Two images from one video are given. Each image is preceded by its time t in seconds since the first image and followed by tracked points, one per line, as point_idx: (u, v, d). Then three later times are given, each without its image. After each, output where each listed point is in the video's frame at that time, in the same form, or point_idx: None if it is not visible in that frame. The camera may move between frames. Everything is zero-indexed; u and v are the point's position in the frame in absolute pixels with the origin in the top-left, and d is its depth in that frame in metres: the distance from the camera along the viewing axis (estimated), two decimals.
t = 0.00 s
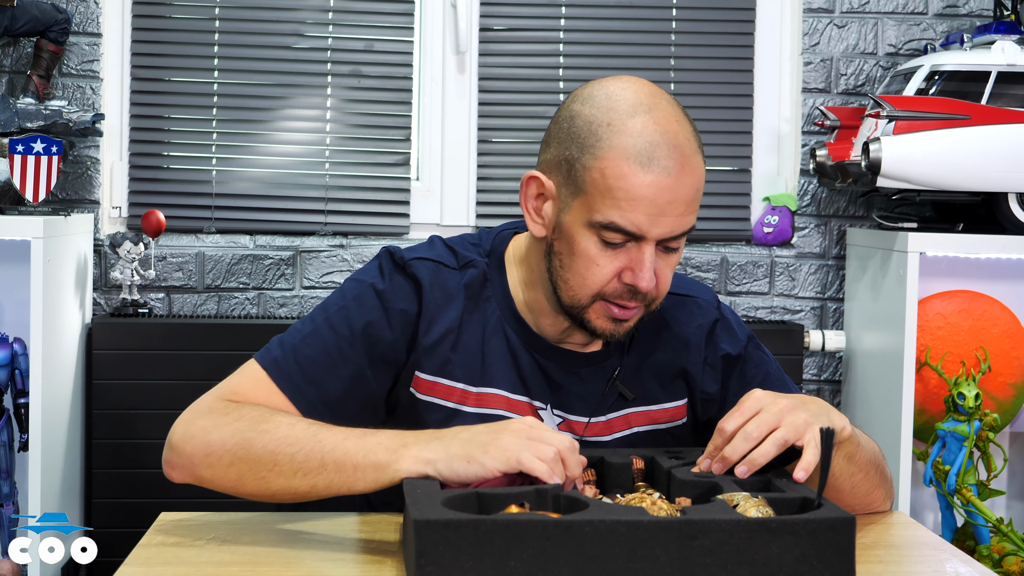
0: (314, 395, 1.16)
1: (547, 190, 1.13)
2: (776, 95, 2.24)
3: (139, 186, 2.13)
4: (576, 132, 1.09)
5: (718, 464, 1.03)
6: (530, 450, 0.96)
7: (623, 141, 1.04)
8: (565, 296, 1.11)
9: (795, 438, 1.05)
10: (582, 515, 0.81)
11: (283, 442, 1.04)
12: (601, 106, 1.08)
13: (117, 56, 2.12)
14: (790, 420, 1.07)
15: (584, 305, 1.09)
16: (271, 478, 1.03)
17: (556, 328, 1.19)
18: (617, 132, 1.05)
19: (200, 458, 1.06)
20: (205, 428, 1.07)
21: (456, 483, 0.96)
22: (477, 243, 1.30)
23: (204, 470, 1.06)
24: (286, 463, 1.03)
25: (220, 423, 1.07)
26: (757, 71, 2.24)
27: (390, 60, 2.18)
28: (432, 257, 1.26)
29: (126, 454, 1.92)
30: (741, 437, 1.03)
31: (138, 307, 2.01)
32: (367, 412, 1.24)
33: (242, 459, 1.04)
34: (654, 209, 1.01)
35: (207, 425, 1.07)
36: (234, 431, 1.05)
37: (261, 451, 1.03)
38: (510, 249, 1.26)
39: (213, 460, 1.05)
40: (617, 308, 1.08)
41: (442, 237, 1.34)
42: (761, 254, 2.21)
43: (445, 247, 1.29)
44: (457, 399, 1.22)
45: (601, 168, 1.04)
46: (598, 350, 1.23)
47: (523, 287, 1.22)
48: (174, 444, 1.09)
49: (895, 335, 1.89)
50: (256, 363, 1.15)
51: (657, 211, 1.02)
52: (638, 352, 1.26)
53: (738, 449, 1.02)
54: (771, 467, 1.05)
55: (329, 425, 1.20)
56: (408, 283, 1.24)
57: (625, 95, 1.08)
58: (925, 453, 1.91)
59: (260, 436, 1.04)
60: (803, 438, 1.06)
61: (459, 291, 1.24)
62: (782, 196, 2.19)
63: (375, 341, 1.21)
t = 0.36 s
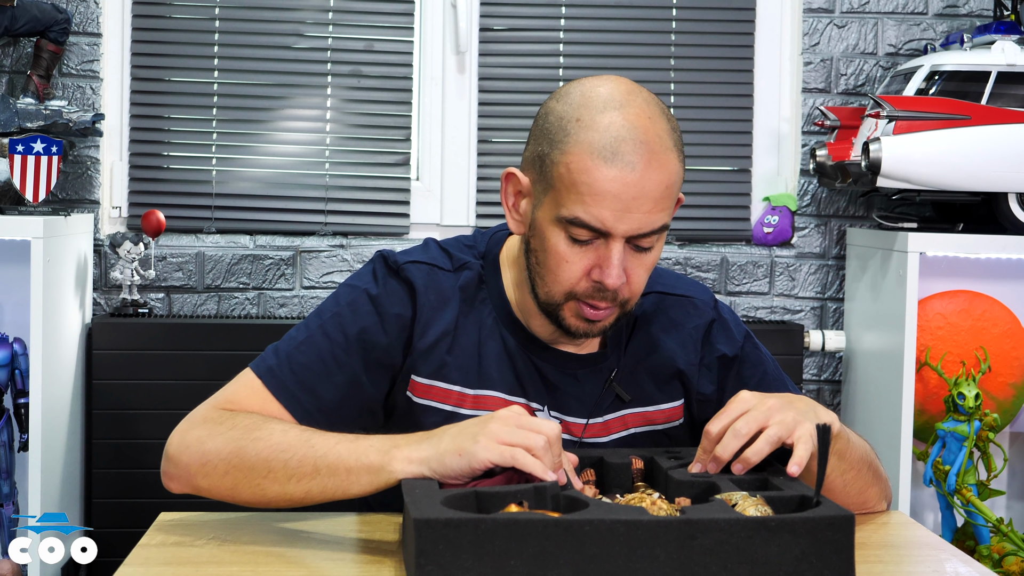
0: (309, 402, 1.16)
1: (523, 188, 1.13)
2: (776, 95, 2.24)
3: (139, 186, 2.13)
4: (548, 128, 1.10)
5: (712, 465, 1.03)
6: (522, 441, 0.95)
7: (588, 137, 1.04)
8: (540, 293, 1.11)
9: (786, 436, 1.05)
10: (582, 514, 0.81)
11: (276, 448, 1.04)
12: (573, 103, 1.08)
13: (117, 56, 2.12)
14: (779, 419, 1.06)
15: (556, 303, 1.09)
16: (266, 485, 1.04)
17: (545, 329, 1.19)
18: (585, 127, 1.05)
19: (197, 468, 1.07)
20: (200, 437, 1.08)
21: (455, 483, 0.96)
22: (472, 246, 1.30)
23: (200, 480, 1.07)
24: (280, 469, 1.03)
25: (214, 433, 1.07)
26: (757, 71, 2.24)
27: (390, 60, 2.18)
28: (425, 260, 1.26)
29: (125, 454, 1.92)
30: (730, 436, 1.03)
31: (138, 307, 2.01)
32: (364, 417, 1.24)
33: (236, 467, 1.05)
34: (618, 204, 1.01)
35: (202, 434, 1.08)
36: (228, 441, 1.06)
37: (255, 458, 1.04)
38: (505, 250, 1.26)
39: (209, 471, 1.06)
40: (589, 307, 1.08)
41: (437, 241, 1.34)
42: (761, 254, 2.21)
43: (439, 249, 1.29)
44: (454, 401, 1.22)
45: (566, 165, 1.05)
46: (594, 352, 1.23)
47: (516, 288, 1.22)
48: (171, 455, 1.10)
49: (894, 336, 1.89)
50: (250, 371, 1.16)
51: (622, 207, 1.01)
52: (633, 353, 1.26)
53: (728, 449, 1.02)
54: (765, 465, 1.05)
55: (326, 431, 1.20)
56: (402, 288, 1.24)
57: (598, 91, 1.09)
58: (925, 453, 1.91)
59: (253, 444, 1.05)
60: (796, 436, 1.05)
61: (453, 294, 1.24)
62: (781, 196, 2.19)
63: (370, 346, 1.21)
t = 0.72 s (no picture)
0: (310, 400, 1.17)
1: (543, 198, 1.13)
2: (776, 95, 2.24)
3: (139, 186, 2.13)
4: (566, 135, 1.10)
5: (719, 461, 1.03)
6: (524, 444, 0.95)
7: (616, 139, 1.05)
8: (571, 300, 1.10)
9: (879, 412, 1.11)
10: (583, 515, 0.81)
11: (277, 447, 1.04)
12: (588, 107, 1.09)
13: (117, 56, 2.12)
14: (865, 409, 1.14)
15: (593, 307, 1.08)
16: (266, 483, 1.04)
17: (554, 332, 1.20)
18: (608, 130, 1.06)
19: (197, 464, 1.07)
20: (201, 434, 1.08)
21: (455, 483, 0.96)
22: (474, 244, 1.29)
23: (199, 477, 1.07)
24: (281, 468, 1.03)
25: (214, 430, 1.07)
26: (757, 71, 2.24)
27: (390, 60, 2.18)
28: (427, 259, 1.26)
29: (125, 454, 1.92)
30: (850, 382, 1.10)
31: (138, 307, 2.01)
32: (364, 416, 1.24)
33: (237, 465, 1.05)
34: (654, 203, 1.02)
35: (202, 431, 1.08)
36: (229, 438, 1.06)
37: (255, 457, 1.04)
38: (507, 249, 1.26)
39: (209, 468, 1.06)
40: (627, 307, 1.07)
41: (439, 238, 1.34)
42: (761, 254, 2.21)
43: (441, 247, 1.29)
44: (455, 400, 1.22)
45: (597, 167, 1.05)
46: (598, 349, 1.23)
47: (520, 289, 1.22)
48: (171, 451, 1.10)
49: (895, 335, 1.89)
50: (251, 369, 1.16)
51: (658, 205, 1.02)
52: (636, 352, 1.26)
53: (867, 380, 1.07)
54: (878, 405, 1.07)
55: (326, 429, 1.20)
56: (405, 286, 1.24)
57: (610, 93, 1.09)
58: (924, 453, 1.91)
59: (254, 441, 1.05)
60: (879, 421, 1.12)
61: (455, 293, 1.24)
62: (782, 196, 2.19)
63: (371, 345, 1.21)
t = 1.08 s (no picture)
0: (311, 398, 1.17)
1: (569, 207, 1.13)
2: (776, 95, 2.24)
3: (139, 186, 2.13)
4: (592, 144, 1.10)
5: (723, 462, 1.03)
6: (523, 444, 0.95)
7: (650, 147, 1.06)
8: (604, 305, 1.13)
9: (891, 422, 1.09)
10: (582, 515, 0.81)
11: (277, 445, 1.04)
12: (612, 116, 1.09)
13: (117, 56, 2.12)
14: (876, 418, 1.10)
15: (629, 310, 1.11)
16: (266, 481, 1.04)
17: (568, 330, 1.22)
18: (639, 138, 1.07)
19: (197, 462, 1.07)
20: (201, 431, 1.08)
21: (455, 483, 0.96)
22: (476, 244, 1.29)
23: (199, 474, 1.07)
24: (281, 466, 1.03)
25: (215, 428, 1.07)
26: (757, 71, 2.24)
27: (390, 60, 2.18)
28: (429, 258, 1.26)
29: (126, 454, 1.92)
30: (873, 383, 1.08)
31: (138, 307, 2.01)
32: (365, 414, 1.24)
33: (237, 463, 1.05)
34: (691, 208, 1.04)
35: (203, 429, 1.08)
36: (230, 436, 1.06)
37: (256, 455, 1.04)
38: (509, 249, 1.27)
39: (209, 465, 1.06)
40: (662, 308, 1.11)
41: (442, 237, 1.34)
42: (761, 254, 2.21)
43: (443, 247, 1.29)
44: (455, 399, 1.22)
45: (633, 177, 1.06)
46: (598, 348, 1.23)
47: (525, 287, 1.23)
48: (171, 448, 1.10)
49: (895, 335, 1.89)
50: (252, 366, 1.16)
51: (695, 210, 1.04)
52: (637, 349, 1.25)
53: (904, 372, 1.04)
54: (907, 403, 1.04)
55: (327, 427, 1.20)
56: (407, 284, 1.24)
57: (633, 99, 1.10)
58: (924, 452, 1.91)
59: (255, 439, 1.05)
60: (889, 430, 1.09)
61: (457, 292, 1.24)
62: (782, 196, 2.19)
63: (373, 343, 1.21)
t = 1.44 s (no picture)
0: (312, 397, 1.17)
1: (582, 205, 1.13)
2: (776, 95, 2.24)
3: (139, 186, 2.12)
4: (609, 144, 1.10)
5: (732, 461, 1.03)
6: (524, 445, 0.95)
7: (668, 149, 1.06)
8: (612, 304, 1.13)
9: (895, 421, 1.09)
10: (582, 515, 0.81)
11: (278, 444, 1.04)
12: (631, 116, 1.09)
13: (117, 57, 2.12)
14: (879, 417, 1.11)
15: (637, 310, 1.12)
16: (267, 480, 1.04)
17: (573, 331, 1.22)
18: (658, 139, 1.07)
19: (198, 461, 1.07)
20: (202, 430, 1.08)
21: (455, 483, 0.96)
22: (478, 244, 1.29)
23: (200, 473, 1.07)
24: (282, 466, 1.03)
25: (216, 427, 1.07)
26: (757, 71, 2.24)
27: (389, 59, 2.18)
28: (432, 257, 1.26)
29: (125, 454, 1.92)
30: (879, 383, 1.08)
31: (138, 307, 2.01)
32: (366, 413, 1.24)
33: (237, 462, 1.05)
34: (707, 210, 1.04)
35: (203, 427, 1.08)
36: (232, 434, 1.06)
37: (256, 454, 1.04)
38: (511, 249, 1.27)
39: (209, 464, 1.06)
40: (669, 308, 1.11)
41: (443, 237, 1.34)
42: (761, 254, 2.21)
43: (445, 246, 1.29)
44: (456, 399, 1.22)
45: (650, 178, 1.06)
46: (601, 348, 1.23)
47: (528, 287, 1.23)
48: (172, 446, 1.10)
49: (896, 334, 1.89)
50: (253, 365, 1.16)
51: (710, 212, 1.05)
52: (639, 350, 1.26)
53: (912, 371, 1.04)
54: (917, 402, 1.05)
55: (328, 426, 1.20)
56: (410, 283, 1.24)
57: (652, 101, 1.10)
58: (924, 452, 1.91)
59: (255, 438, 1.05)
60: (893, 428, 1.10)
61: (459, 291, 1.24)
62: (782, 196, 2.19)
63: (375, 342, 1.21)
